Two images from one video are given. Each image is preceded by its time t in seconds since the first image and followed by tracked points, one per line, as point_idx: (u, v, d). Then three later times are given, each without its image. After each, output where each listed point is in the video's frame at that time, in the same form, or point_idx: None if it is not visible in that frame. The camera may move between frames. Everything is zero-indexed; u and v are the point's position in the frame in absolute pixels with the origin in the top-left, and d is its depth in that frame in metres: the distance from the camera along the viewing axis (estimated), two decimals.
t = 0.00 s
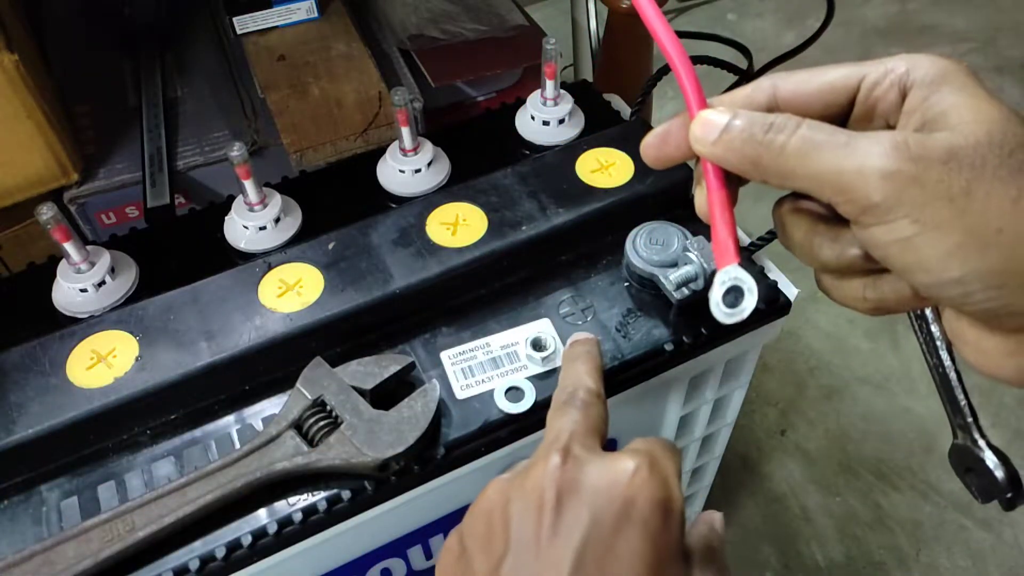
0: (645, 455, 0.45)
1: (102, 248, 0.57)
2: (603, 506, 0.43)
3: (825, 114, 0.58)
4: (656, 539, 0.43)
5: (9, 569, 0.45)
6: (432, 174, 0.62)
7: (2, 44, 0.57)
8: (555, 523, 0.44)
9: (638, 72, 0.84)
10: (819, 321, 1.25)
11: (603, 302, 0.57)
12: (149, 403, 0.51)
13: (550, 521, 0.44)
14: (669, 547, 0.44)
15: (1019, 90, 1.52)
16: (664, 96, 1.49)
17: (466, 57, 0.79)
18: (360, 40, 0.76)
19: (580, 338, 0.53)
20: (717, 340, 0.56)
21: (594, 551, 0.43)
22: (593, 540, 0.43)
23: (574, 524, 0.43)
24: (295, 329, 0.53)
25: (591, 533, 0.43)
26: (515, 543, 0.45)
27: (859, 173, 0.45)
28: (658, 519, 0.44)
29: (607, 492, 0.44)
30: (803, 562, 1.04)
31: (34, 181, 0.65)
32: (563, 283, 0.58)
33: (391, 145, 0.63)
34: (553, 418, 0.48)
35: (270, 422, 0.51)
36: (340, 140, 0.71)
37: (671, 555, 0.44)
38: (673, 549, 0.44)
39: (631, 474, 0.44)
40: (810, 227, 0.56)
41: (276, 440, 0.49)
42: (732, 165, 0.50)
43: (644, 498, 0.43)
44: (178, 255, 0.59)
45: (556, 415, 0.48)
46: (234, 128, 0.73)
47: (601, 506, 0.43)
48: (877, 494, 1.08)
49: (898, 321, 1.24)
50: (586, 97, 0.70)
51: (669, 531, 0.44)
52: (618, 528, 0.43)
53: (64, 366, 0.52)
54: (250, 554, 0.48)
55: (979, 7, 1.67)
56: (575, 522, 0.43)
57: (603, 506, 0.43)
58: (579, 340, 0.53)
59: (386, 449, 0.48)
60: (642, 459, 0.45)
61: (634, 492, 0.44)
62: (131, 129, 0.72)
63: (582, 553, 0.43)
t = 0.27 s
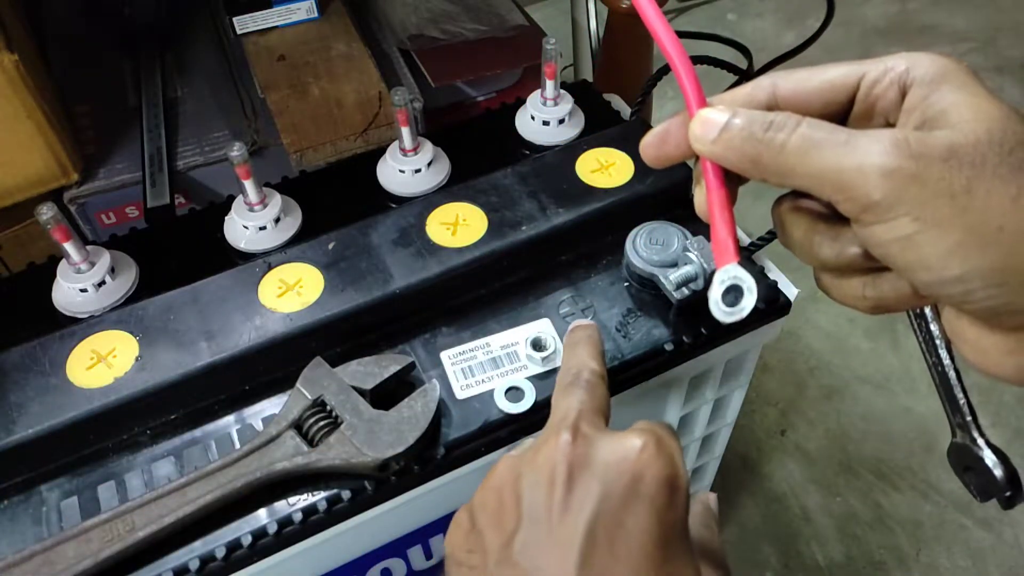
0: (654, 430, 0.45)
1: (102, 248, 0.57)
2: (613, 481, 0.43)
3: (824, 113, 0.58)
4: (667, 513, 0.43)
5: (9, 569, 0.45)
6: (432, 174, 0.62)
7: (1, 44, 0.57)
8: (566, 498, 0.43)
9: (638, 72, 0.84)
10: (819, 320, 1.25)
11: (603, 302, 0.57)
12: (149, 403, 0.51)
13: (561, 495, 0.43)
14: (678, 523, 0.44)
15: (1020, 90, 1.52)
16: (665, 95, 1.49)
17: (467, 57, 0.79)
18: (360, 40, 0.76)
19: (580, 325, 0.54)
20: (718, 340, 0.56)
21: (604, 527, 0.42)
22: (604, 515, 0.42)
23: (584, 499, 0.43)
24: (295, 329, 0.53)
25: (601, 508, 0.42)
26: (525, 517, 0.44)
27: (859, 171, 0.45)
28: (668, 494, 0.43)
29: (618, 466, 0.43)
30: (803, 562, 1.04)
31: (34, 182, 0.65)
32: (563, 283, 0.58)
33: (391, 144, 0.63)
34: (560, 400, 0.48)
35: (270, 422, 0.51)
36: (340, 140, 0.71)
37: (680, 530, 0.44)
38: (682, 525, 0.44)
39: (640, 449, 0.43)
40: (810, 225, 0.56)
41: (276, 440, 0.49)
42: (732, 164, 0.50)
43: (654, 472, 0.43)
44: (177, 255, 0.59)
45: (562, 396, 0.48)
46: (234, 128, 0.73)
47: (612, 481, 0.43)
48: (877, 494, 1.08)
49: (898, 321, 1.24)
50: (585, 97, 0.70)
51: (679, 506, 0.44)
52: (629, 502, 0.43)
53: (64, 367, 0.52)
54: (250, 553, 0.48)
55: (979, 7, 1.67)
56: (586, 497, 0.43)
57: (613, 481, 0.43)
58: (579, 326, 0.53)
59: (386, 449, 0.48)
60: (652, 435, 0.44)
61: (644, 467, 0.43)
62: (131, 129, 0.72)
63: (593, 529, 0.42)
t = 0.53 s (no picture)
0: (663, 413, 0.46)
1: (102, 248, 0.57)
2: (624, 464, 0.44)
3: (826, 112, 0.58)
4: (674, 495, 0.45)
5: (10, 569, 0.45)
6: (432, 174, 0.62)
7: (1, 44, 0.57)
8: (581, 479, 0.44)
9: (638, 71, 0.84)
10: (819, 320, 1.25)
11: (603, 302, 0.57)
12: (149, 403, 0.51)
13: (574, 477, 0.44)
14: (684, 502, 0.45)
15: (1020, 89, 1.52)
16: (665, 95, 1.49)
17: (467, 57, 0.79)
18: (360, 40, 0.76)
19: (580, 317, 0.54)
20: (718, 339, 0.56)
21: (618, 506, 0.44)
22: (618, 495, 0.44)
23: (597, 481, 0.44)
24: (295, 329, 0.53)
25: (616, 488, 0.44)
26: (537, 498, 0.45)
27: (862, 169, 0.45)
28: (677, 476, 0.45)
29: (629, 449, 0.44)
30: (803, 562, 1.04)
31: (34, 182, 0.65)
32: (563, 283, 0.58)
33: (391, 144, 0.63)
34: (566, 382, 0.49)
35: (270, 422, 0.51)
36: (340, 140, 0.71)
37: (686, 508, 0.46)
38: (688, 505, 0.46)
39: (652, 433, 0.45)
40: (813, 224, 0.56)
41: (276, 440, 0.49)
42: (734, 163, 0.50)
43: (664, 456, 0.44)
44: (177, 255, 0.59)
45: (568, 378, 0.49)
46: (234, 128, 0.73)
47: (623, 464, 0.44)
48: (877, 494, 1.08)
49: (898, 321, 1.24)
50: (585, 97, 0.70)
51: (686, 487, 0.45)
52: (639, 484, 0.44)
53: (64, 367, 0.52)
54: (250, 553, 0.48)
55: (979, 7, 1.67)
56: (599, 478, 0.44)
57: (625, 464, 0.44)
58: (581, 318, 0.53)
59: (386, 449, 0.48)
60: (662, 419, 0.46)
61: (655, 451, 0.44)
62: (131, 129, 0.72)
63: (606, 510, 0.44)
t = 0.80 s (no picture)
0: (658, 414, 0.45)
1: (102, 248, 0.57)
2: (615, 466, 0.44)
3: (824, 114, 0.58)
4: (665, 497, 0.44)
5: (10, 569, 0.45)
6: (432, 174, 0.62)
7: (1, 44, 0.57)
8: (571, 479, 0.44)
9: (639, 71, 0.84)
10: (819, 320, 1.25)
11: (603, 302, 0.57)
12: (149, 403, 0.51)
13: (565, 478, 0.44)
14: (678, 504, 0.45)
15: (1019, 89, 1.52)
16: (665, 95, 1.49)
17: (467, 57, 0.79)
18: (360, 41, 0.76)
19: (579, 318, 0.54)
20: (717, 339, 0.56)
21: (610, 505, 0.43)
22: (610, 494, 0.44)
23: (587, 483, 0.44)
24: (295, 329, 0.53)
25: (607, 489, 0.43)
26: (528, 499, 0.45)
27: (860, 169, 0.45)
28: (670, 478, 0.44)
29: (620, 452, 0.44)
30: (803, 562, 1.04)
31: (34, 182, 0.65)
32: (563, 283, 0.58)
33: (391, 144, 0.63)
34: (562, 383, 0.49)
35: (270, 422, 0.51)
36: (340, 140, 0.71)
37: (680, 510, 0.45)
38: (682, 506, 0.45)
39: (645, 436, 0.44)
40: (812, 225, 0.56)
41: (276, 440, 0.49)
42: (733, 165, 0.50)
43: (656, 459, 0.44)
44: (177, 255, 0.59)
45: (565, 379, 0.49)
46: (234, 128, 0.73)
47: (614, 467, 0.44)
48: (877, 494, 1.08)
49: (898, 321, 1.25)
50: (585, 97, 0.70)
51: (680, 489, 0.45)
52: (629, 487, 0.44)
53: (64, 367, 0.52)
54: (251, 553, 0.48)
55: (979, 7, 1.67)
56: (589, 480, 0.44)
57: (616, 468, 0.44)
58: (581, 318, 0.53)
59: (386, 449, 0.48)
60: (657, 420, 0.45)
61: (646, 453, 0.44)
62: (131, 129, 0.72)
63: (597, 513, 0.43)
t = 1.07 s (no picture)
0: (615, 429, 0.46)
1: (102, 248, 0.57)
2: (568, 477, 0.45)
3: (822, 86, 0.59)
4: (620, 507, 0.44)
5: (10, 569, 0.45)
6: (432, 174, 0.62)
7: (1, 44, 0.57)
8: (527, 497, 0.45)
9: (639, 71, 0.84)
10: (819, 320, 1.25)
11: (603, 302, 0.57)
12: (149, 403, 0.51)
13: (522, 493, 0.45)
14: (638, 514, 0.45)
15: (1019, 89, 1.52)
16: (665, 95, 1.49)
17: (467, 57, 0.79)
18: (360, 40, 0.76)
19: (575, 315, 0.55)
20: (717, 339, 0.56)
21: (565, 522, 0.44)
22: (566, 511, 0.44)
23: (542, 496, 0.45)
24: (295, 329, 0.53)
25: (563, 506, 0.44)
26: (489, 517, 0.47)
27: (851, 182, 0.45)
28: (624, 487, 0.44)
29: (574, 463, 0.45)
30: (803, 563, 1.04)
31: (34, 182, 0.64)
32: (563, 283, 0.58)
33: (391, 144, 0.63)
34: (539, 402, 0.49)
35: (270, 422, 0.51)
36: (340, 140, 0.71)
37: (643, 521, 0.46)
38: (645, 519, 0.46)
39: (601, 449, 0.45)
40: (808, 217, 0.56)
41: (276, 440, 0.49)
42: (721, 175, 0.48)
43: (608, 467, 0.44)
44: (178, 254, 0.59)
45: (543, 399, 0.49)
46: (234, 128, 0.73)
47: (567, 479, 0.45)
48: (877, 494, 1.08)
49: (898, 321, 1.25)
50: (585, 97, 0.70)
51: (639, 498, 0.45)
52: (583, 499, 0.44)
53: (64, 366, 0.52)
54: (250, 554, 0.48)
55: (979, 7, 1.67)
56: (545, 493, 0.45)
57: (569, 479, 0.45)
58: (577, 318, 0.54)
59: (386, 449, 0.48)
60: (613, 432, 0.46)
61: (598, 462, 0.45)
62: (131, 130, 0.72)
63: (553, 525, 0.44)
